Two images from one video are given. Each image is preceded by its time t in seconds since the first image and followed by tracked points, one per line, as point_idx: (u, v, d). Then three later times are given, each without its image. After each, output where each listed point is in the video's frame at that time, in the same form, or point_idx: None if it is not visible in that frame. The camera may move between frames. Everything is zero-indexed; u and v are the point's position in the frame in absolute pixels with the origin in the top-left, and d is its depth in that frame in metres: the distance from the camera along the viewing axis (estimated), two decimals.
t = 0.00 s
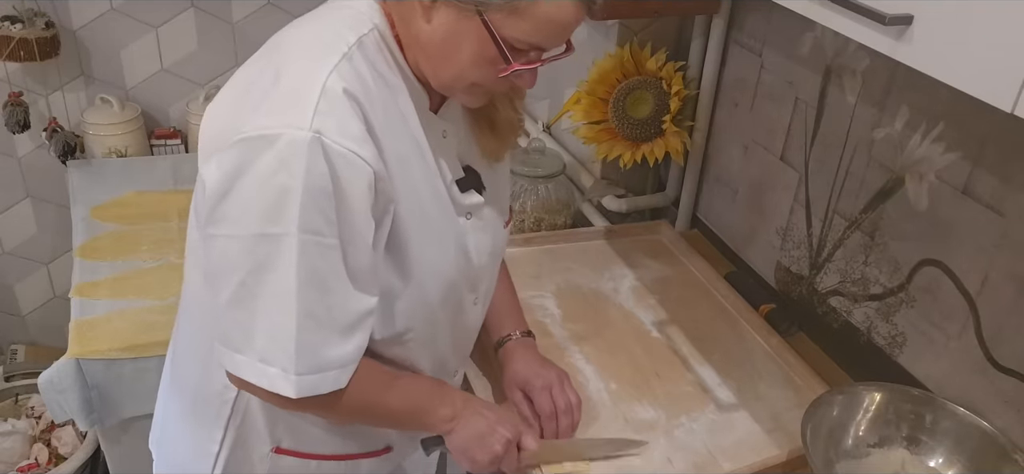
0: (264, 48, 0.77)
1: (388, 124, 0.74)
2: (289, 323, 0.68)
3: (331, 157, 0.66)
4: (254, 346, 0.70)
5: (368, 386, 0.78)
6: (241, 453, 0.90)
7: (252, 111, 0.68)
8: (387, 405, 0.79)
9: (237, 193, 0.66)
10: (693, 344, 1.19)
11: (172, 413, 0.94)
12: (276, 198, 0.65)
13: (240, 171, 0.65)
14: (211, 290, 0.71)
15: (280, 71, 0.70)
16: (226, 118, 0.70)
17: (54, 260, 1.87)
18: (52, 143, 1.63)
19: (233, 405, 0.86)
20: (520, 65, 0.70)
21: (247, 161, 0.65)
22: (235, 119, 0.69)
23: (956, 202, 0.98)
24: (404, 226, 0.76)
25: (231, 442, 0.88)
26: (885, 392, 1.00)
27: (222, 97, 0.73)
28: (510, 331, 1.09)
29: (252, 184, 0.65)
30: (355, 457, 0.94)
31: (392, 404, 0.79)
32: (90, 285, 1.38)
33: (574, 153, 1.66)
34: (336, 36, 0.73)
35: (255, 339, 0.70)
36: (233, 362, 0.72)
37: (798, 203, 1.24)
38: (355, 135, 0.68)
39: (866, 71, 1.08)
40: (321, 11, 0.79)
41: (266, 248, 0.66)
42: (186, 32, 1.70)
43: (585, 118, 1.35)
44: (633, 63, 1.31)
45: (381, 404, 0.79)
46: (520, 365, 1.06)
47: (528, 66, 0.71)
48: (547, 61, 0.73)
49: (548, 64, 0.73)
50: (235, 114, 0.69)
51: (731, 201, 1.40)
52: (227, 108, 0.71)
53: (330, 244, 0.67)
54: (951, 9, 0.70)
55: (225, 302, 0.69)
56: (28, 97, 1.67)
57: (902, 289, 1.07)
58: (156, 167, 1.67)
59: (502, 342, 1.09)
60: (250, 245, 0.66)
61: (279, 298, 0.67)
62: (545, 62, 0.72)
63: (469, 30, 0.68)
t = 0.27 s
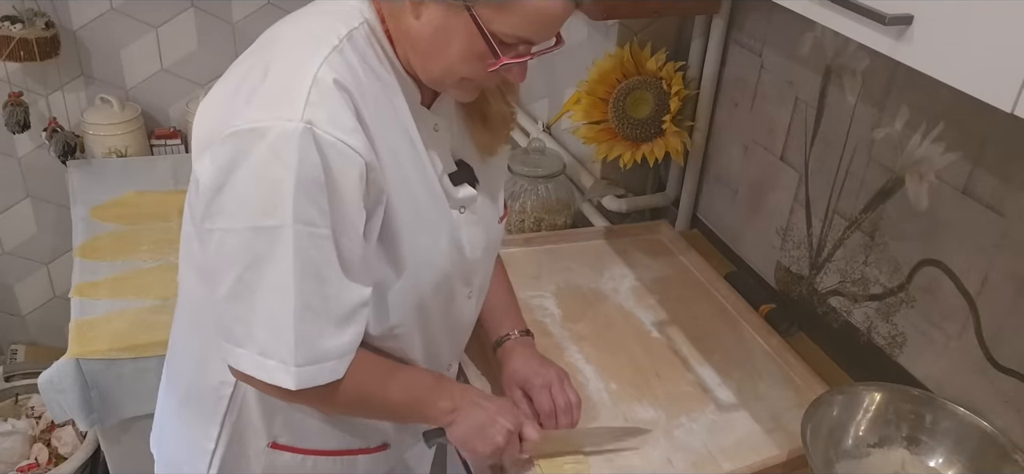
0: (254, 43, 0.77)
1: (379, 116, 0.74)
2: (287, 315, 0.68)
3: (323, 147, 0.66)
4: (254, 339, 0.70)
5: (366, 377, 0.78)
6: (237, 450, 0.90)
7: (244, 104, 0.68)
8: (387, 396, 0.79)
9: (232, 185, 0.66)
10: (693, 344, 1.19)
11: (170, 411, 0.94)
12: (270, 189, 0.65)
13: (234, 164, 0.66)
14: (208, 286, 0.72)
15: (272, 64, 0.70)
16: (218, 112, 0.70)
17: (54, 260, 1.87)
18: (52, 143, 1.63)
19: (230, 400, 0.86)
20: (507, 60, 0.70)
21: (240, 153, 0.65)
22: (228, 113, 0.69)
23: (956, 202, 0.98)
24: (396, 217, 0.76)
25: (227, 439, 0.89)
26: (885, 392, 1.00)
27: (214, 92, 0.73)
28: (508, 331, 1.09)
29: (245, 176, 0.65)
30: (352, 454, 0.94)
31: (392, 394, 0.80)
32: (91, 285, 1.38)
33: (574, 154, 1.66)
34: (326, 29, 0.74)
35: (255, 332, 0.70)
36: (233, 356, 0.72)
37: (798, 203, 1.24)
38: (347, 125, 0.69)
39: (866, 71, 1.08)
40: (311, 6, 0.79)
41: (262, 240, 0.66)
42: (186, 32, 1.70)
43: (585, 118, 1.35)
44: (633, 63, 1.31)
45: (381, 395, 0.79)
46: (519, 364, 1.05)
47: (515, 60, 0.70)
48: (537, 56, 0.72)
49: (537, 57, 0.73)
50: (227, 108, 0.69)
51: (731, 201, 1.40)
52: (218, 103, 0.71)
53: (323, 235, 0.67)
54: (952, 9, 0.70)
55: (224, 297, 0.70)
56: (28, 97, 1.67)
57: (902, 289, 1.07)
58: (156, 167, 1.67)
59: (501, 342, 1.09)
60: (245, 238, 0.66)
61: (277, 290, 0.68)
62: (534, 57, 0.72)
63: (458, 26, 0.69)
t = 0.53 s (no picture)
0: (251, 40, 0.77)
1: (375, 111, 0.74)
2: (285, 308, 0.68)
3: (319, 140, 0.66)
4: (251, 334, 0.70)
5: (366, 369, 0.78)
6: (236, 446, 0.90)
7: (240, 99, 0.68)
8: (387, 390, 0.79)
9: (229, 180, 0.66)
10: (693, 344, 1.19)
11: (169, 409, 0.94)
12: (266, 182, 0.65)
13: (230, 159, 0.66)
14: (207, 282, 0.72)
15: (268, 59, 0.70)
16: (214, 108, 0.70)
17: (54, 260, 1.87)
18: (52, 143, 1.63)
19: (228, 396, 0.86)
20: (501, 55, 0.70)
21: (236, 148, 0.66)
22: (224, 108, 0.69)
23: (956, 202, 0.98)
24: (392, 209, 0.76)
25: (227, 434, 0.88)
26: (885, 392, 1.00)
27: (211, 88, 0.73)
28: (508, 329, 1.09)
29: (241, 169, 0.65)
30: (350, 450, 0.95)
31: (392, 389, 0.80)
32: (90, 285, 1.38)
33: (574, 153, 1.66)
34: (321, 25, 0.74)
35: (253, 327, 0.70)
36: (231, 351, 0.72)
37: (798, 203, 1.24)
38: (342, 118, 0.69)
39: (866, 71, 1.08)
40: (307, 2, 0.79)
41: (259, 234, 0.66)
42: (186, 32, 1.70)
43: (585, 118, 1.35)
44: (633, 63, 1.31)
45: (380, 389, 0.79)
46: (521, 363, 1.06)
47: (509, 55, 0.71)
48: (530, 51, 0.73)
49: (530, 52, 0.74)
50: (223, 104, 0.69)
51: (731, 201, 1.40)
52: (215, 99, 0.71)
53: (319, 228, 0.67)
54: (952, 9, 0.70)
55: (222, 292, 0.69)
56: (28, 97, 1.67)
57: (902, 289, 1.07)
58: (156, 167, 1.68)
59: (501, 342, 1.09)
60: (242, 232, 0.66)
61: (275, 283, 0.67)
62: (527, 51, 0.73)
63: (451, 21, 0.68)
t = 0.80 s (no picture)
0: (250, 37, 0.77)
1: (373, 108, 0.74)
2: (283, 303, 0.68)
3: (317, 135, 0.66)
4: (250, 328, 0.70)
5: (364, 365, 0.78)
6: (235, 442, 0.90)
7: (238, 95, 0.68)
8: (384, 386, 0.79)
9: (228, 174, 0.66)
10: (694, 344, 1.19)
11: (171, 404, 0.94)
12: (264, 177, 0.65)
13: (228, 154, 0.66)
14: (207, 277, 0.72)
15: (266, 55, 0.70)
16: (213, 104, 0.70)
17: (54, 260, 1.87)
18: (52, 143, 1.63)
19: (228, 393, 0.86)
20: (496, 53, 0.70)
21: (234, 143, 0.66)
22: (223, 104, 0.69)
23: (956, 202, 0.98)
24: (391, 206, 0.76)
25: (227, 430, 0.88)
26: (885, 392, 1.00)
27: (210, 84, 0.73)
28: (510, 328, 1.09)
29: (239, 163, 0.66)
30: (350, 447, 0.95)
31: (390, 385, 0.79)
32: (90, 285, 1.38)
33: (574, 154, 1.67)
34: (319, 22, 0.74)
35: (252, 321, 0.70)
36: (231, 346, 0.72)
37: (798, 203, 1.24)
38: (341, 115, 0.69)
39: (866, 71, 1.08)
40: None
41: (258, 228, 0.66)
42: (186, 32, 1.70)
43: (585, 118, 1.35)
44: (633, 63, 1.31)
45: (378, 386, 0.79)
46: (522, 363, 1.06)
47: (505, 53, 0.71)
48: (528, 50, 0.73)
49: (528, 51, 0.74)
50: (222, 100, 0.69)
51: (731, 202, 1.40)
52: (214, 95, 0.71)
53: (318, 223, 0.67)
54: (952, 9, 0.70)
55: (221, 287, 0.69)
56: (28, 97, 1.67)
57: (902, 289, 1.07)
58: (157, 167, 1.68)
59: (501, 342, 1.09)
60: (241, 227, 0.66)
61: (273, 277, 0.67)
62: (524, 50, 0.73)
63: (448, 19, 0.69)
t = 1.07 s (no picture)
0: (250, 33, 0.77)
1: (370, 103, 0.74)
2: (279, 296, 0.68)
3: (313, 130, 0.67)
4: (247, 320, 0.70)
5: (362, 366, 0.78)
6: (233, 437, 0.90)
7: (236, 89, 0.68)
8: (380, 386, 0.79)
9: (224, 167, 0.66)
10: (694, 345, 1.19)
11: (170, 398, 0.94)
12: (259, 170, 0.65)
13: (225, 147, 0.66)
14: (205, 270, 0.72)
15: (263, 50, 0.70)
16: (212, 99, 0.70)
17: (54, 260, 1.87)
18: (52, 143, 1.63)
19: (227, 386, 0.86)
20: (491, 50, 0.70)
21: (231, 137, 0.66)
22: (221, 99, 0.69)
23: (956, 202, 0.98)
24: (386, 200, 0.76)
25: (225, 424, 0.88)
26: (885, 392, 1.00)
27: (209, 79, 0.73)
28: (511, 327, 1.09)
29: (236, 157, 0.66)
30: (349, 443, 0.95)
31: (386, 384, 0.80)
32: (90, 285, 1.38)
33: (574, 154, 1.67)
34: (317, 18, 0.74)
35: (249, 313, 0.70)
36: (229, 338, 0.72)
37: (798, 203, 1.24)
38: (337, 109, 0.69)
39: (866, 71, 1.08)
40: None
41: (254, 221, 0.66)
42: (186, 32, 1.70)
43: (585, 118, 1.35)
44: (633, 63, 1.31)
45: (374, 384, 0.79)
46: (523, 362, 1.06)
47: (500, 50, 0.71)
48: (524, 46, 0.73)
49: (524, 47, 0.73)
50: (220, 95, 0.69)
51: (731, 202, 1.40)
52: (212, 90, 0.71)
53: (315, 218, 0.67)
54: (952, 9, 0.70)
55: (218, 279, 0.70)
56: (28, 97, 1.67)
57: (902, 289, 1.08)
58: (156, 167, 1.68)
59: (502, 342, 1.09)
60: (237, 220, 0.66)
61: (269, 270, 0.67)
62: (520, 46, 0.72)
63: (442, 15, 0.69)
